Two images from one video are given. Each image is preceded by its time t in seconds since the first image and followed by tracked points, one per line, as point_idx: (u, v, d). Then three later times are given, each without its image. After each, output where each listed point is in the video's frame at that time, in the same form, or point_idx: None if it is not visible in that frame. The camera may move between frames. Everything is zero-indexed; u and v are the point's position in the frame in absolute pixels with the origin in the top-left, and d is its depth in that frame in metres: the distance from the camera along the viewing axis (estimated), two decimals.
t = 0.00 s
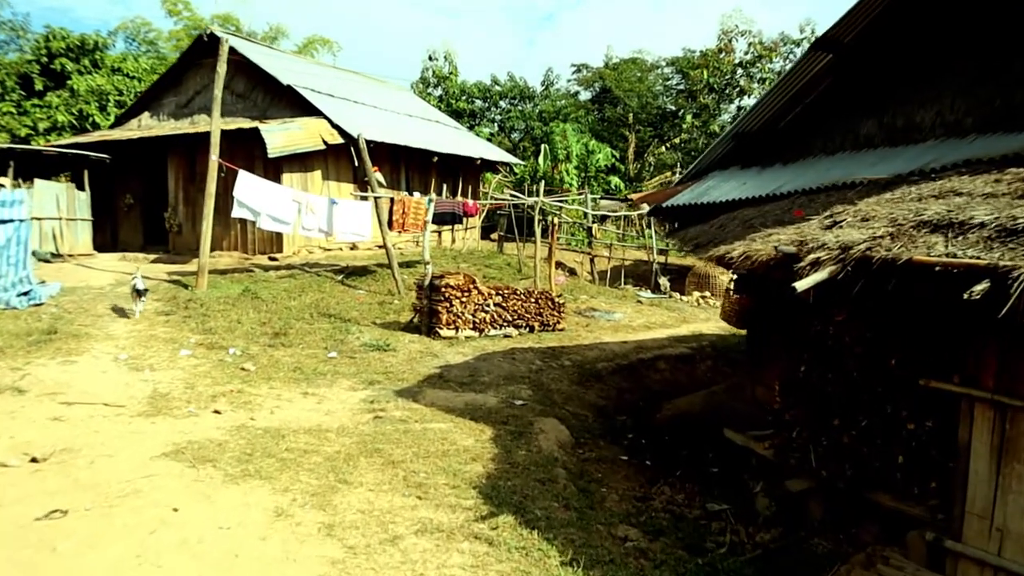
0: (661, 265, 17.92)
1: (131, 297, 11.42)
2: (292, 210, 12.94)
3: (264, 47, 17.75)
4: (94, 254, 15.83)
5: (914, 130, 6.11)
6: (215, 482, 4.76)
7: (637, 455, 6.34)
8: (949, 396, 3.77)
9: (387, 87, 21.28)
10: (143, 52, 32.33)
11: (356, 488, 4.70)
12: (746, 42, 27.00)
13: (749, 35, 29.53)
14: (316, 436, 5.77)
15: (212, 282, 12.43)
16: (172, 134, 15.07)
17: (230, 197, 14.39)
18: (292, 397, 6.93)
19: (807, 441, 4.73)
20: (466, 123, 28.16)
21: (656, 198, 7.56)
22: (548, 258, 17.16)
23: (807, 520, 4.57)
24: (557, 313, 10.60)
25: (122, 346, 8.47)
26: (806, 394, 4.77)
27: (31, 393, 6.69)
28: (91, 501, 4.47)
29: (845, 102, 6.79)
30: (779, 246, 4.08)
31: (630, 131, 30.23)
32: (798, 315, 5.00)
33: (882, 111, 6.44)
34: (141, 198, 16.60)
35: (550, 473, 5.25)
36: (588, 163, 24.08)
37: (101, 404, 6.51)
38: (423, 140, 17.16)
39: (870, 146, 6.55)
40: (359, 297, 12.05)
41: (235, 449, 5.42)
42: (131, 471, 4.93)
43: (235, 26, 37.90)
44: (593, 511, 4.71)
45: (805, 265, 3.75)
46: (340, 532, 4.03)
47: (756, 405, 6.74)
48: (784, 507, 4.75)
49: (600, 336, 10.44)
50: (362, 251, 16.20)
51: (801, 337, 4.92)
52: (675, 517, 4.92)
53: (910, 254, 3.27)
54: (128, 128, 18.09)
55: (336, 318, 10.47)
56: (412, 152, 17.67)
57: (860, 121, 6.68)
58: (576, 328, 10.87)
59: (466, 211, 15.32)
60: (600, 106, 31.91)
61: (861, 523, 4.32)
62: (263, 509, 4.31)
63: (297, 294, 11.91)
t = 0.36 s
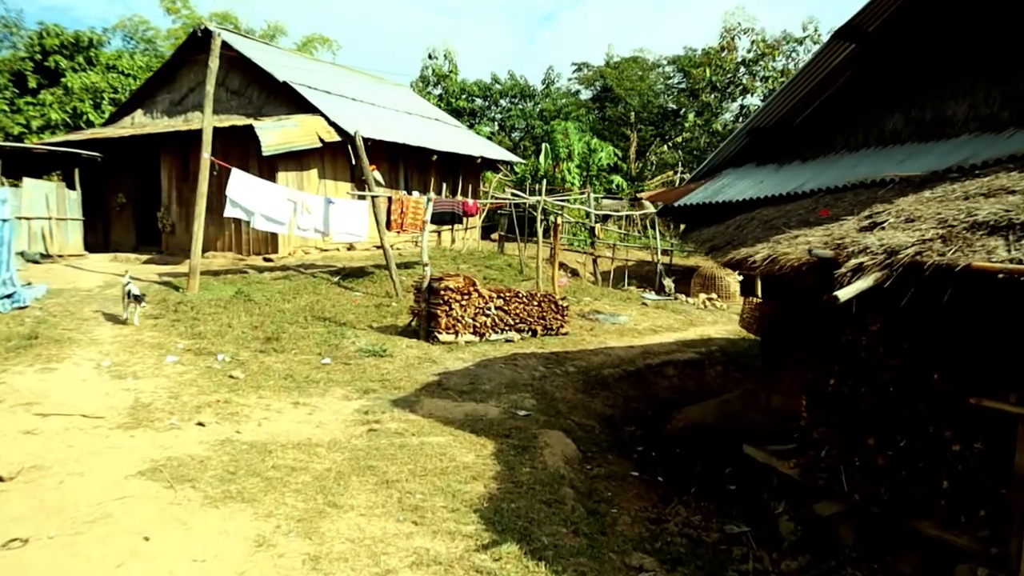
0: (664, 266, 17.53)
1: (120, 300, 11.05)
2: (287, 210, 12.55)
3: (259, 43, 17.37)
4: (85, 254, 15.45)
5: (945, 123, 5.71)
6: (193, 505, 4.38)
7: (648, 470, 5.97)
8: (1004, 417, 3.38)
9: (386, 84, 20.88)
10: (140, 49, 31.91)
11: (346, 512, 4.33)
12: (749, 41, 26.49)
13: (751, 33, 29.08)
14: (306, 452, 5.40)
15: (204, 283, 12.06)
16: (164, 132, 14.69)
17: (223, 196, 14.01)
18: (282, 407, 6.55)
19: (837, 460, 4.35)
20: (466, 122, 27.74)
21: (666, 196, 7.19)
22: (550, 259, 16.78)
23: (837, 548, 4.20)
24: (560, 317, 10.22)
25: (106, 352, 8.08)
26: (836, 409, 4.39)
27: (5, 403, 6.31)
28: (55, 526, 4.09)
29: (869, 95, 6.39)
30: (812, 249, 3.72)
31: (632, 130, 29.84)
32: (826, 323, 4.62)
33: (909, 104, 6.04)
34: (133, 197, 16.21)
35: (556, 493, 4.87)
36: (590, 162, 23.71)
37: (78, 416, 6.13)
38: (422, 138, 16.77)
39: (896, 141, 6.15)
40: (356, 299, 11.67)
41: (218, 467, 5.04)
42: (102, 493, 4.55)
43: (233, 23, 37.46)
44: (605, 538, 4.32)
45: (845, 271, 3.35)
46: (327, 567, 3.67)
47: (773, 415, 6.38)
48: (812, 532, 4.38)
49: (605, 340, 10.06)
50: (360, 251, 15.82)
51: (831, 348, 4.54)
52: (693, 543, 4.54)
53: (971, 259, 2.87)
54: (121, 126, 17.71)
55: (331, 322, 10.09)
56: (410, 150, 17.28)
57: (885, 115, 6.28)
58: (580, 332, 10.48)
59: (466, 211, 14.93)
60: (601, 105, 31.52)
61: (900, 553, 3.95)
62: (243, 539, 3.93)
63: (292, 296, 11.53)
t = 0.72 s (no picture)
0: (668, 267, 17.14)
1: (107, 303, 10.67)
2: (281, 210, 12.17)
3: (254, 40, 16.98)
4: (75, 255, 15.08)
5: (977, 117, 5.33)
6: (162, 533, 3.99)
7: (658, 488, 5.59)
8: None
9: (384, 82, 20.52)
10: (139, 48, 31.63)
11: (329, 543, 3.95)
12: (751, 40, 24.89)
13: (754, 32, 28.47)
14: (290, 471, 5.02)
15: (194, 286, 11.69)
16: (154, 130, 14.29)
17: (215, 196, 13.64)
18: (268, 419, 6.18)
19: (868, 484, 3.93)
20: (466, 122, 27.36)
21: (676, 195, 6.82)
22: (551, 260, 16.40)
23: None
24: (562, 321, 9.83)
25: (86, 359, 7.71)
26: (867, 427, 3.98)
27: None
28: (7, 557, 3.70)
29: (893, 87, 6.01)
30: (848, 252, 3.34)
31: (633, 129, 29.46)
32: (855, 332, 4.21)
33: (937, 95, 5.66)
34: (125, 197, 15.84)
35: (561, 517, 4.49)
36: (592, 162, 23.36)
37: (50, 429, 5.75)
38: (420, 137, 16.40)
39: (923, 136, 5.78)
40: (351, 302, 11.31)
41: (194, 487, 4.64)
42: (64, 517, 4.17)
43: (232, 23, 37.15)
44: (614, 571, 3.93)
45: (891, 277, 2.95)
46: None
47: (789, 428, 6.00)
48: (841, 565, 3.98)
49: (609, 346, 9.67)
50: (356, 252, 15.45)
51: (861, 360, 4.14)
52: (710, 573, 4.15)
53: None
54: (113, 124, 17.32)
55: (324, 326, 9.71)
56: (408, 149, 16.91)
57: (910, 107, 5.89)
58: (582, 337, 10.10)
59: (466, 211, 14.49)
60: (602, 105, 31.19)
61: None
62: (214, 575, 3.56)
63: (285, 299, 11.16)
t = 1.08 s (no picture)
0: (672, 268, 16.76)
1: (94, 304, 10.31)
2: (274, 208, 11.80)
3: (249, 36, 16.64)
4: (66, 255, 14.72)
5: (1011, 104, 5.02)
6: (129, 560, 3.63)
7: (670, 503, 5.22)
8: None
9: (382, 80, 20.20)
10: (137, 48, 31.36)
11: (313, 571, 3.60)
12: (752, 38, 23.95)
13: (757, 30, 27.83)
14: (274, 486, 4.65)
15: (185, 287, 11.33)
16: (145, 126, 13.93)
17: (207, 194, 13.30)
18: (255, 428, 5.81)
19: (908, 505, 3.55)
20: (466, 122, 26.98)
21: (686, 190, 6.52)
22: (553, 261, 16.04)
23: None
24: (565, 324, 9.46)
25: (66, 363, 7.34)
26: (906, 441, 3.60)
27: None
28: None
29: (918, 75, 5.71)
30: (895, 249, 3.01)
31: (635, 129, 29.06)
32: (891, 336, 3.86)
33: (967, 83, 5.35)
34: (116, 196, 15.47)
35: (567, 539, 4.13)
36: (593, 161, 23.00)
37: (19, 439, 5.38)
38: (419, 135, 16.07)
39: (951, 126, 5.46)
40: (347, 304, 10.96)
41: (169, 506, 4.28)
42: (22, 541, 3.80)
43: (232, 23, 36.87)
44: None
45: (949, 276, 2.62)
46: None
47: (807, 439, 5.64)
48: None
49: (613, 349, 9.31)
50: (353, 253, 15.10)
51: (899, 366, 3.78)
52: None
53: None
54: (105, 121, 16.96)
55: (317, 329, 9.35)
56: (407, 147, 16.58)
57: (938, 96, 5.55)
58: (586, 340, 9.73)
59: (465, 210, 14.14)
60: (603, 105, 30.87)
61: None
62: None
63: (278, 300, 10.81)
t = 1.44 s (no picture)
0: (675, 269, 16.44)
1: (82, 307, 9.98)
2: (269, 208, 11.48)
3: (246, 32, 16.33)
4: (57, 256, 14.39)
5: None
6: None
7: (682, 520, 4.90)
8: None
9: (381, 78, 19.88)
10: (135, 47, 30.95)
11: None
12: (754, 38, 23.61)
13: (759, 28, 27.49)
14: (261, 505, 4.34)
15: (177, 289, 11.01)
16: (137, 124, 13.59)
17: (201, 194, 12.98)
18: (242, 439, 5.49)
19: (951, 531, 3.22)
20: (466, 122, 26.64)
21: (699, 188, 6.29)
22: (555, 262, 15.71)
23: None
24: (569, 327, 9.14)
25: (48, 369, 7.01)
26: (950, 461, 3.28)
27: None
28: None
29: (946, 65, 5.49)
30: (948, 251, 2.73)
31: (636, 129, 28.72)
32: (932, 346, 3.54)
33: (998, 72, 5.13)
34: (108, 195, 15.15)
35: (576, 567, 3.80)
36: (595, 160, 22.68)
37: None
38: (418, 133, 15.77)
39: (982, 119, 5.23)
40: (344, 306, 10.64)
41: (145, 528, 3.96)
42: None
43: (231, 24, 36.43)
44: None
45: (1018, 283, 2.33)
46: None
47: (828, 451, 5.36)
48: None
49: (619, 354, 8.98)
50: (351, 253, 14.77)
51: (942, 378, 3.47)
52: None
53: None
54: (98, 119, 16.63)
55: (312, 333, 9.02)
56: (406, 145, 16.28)
57: (968, 89, 5.35)
58: (590, 343, 9.41)
59: (465, 211, 13.81)
60: (603, 105, 30.53)
61: None
62: None
63: (273, 302, 10.48)
